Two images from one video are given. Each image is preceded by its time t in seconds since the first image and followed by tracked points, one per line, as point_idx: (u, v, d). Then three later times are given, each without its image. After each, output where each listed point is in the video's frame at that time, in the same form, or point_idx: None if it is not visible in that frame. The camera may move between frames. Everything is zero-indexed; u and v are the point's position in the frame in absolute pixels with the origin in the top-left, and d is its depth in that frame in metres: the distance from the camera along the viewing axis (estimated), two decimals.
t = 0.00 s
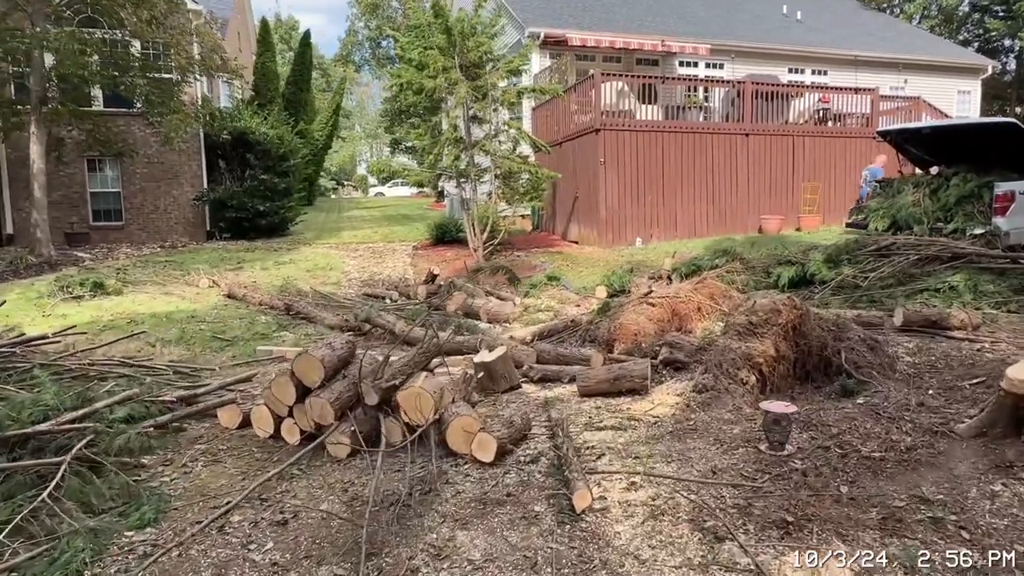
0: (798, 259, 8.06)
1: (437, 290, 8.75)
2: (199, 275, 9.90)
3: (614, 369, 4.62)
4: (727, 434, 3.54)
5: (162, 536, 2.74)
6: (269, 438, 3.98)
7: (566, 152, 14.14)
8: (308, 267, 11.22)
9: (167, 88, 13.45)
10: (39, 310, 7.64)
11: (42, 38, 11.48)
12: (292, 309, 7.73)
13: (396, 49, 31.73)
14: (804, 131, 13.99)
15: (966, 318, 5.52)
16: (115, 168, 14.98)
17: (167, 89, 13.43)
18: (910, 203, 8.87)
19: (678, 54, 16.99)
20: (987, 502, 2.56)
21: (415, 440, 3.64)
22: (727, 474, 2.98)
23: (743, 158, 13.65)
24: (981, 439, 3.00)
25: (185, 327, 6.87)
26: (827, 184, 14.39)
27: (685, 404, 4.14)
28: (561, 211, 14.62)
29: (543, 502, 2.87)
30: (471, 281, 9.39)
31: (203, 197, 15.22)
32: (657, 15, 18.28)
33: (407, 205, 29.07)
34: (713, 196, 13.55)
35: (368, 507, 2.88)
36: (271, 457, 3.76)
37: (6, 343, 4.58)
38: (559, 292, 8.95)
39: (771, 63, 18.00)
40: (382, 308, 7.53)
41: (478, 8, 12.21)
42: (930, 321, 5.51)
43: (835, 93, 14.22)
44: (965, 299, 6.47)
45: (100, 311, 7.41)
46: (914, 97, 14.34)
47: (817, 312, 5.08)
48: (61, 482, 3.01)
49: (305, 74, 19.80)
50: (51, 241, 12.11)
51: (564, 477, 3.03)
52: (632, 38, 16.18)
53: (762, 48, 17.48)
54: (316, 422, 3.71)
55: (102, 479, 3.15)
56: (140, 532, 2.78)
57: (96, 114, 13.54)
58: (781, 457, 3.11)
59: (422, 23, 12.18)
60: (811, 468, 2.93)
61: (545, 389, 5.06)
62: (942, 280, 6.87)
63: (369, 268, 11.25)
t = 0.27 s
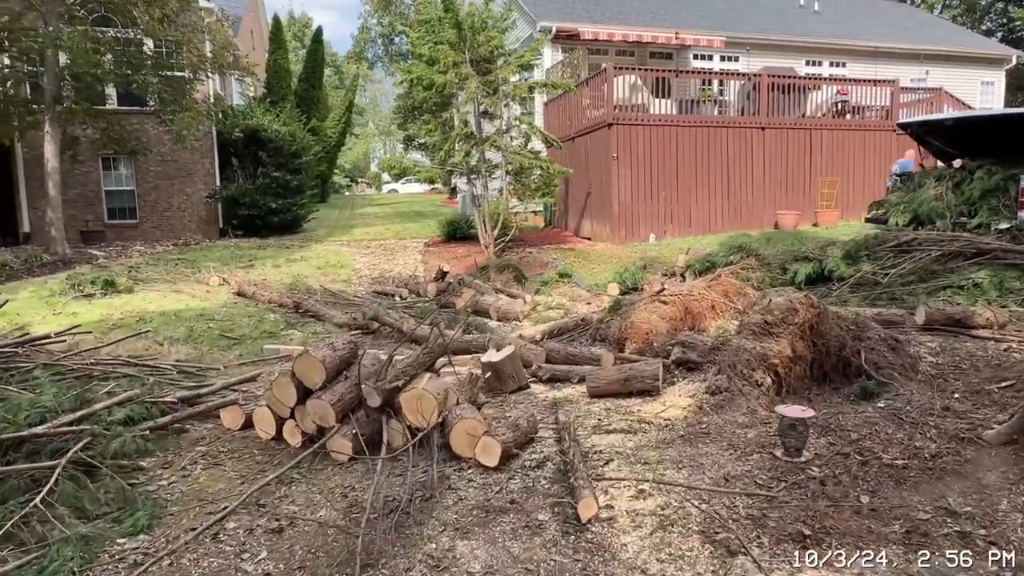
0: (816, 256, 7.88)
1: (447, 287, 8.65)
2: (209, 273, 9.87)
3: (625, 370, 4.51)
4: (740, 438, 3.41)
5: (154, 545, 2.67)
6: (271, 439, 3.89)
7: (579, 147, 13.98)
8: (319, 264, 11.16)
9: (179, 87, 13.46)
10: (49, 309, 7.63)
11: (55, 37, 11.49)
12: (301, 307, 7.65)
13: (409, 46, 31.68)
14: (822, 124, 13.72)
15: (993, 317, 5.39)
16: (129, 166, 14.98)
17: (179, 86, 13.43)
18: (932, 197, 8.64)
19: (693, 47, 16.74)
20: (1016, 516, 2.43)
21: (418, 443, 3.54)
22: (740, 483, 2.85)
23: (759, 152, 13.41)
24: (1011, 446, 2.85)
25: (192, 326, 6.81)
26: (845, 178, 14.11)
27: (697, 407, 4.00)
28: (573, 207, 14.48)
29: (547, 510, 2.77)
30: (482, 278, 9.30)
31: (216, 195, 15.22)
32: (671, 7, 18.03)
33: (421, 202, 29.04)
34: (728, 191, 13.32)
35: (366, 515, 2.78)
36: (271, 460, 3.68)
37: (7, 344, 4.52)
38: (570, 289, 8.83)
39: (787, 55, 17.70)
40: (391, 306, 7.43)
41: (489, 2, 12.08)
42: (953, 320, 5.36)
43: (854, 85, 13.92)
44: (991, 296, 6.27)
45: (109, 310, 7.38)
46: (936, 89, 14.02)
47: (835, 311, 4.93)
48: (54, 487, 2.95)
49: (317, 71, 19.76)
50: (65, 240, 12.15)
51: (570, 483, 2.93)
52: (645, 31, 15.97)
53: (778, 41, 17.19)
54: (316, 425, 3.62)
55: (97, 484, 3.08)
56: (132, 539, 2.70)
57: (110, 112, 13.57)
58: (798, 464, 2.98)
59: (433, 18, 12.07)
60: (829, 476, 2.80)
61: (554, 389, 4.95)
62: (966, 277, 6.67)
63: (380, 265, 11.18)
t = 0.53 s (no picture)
0: (830, 249, 7.69)
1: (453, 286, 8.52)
2: (213, 275, 9.75)
3: (635, 370, 4.37)
4: (758, 443, 3.25)
5: (144, 564, 2.56)
6: (272, 447, 3.75)
7: (585, 142, 13.81)
8: (324, 264, 11.04)
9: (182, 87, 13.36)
10: (50, 314, 7.53)
11: (56, 39, 11.38)
12: (304, 309, 7.52)
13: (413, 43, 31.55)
14: (832, 114, 13.49)
15: (1017, 311, 5.24)
16: (134, 168, 14.87)
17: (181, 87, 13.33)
18: (948, 187, 8.44)
19: (699, 38, 16.51)
20: None
21: (421, 452, 3.41)
22: (761, 493, 2.69)
23: (768, 144, 13.20)
24: None
25: (195, 330, 6.69)
26: (856, 169, 13.88)
27: (712, 409, 3.84)
28: (580, 203, 14.31)
29: (556, 522, 2.65)
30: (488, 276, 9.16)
31: (220, 195, 15.12)
32: None
33: (427, 200, 28.92)
34: (737, 184, 13.12)
35: (367, 530, 2.66)
36: (271, 468, 3.54)
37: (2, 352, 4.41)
38: (578, 287, 8.67)
39: (795, 46, 17.44)
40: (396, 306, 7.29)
41: None
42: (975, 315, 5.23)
43: (864, 74, 13.68)
44: (1013, 289, 6.09)
45: (110, 315, 7.27)
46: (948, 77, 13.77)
47: (853, 307, 4.77)
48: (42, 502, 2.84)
49: (320, 69, 19.65)
50: (69, 243, 12.07)
51: (580, 492, 2.82)
52: (650, 24, 15.75)
53: (786, 31, 16.94)
54: (317, 432, 3.48)
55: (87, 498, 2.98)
56: (122, 558, 2.59)
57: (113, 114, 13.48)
58: (820, 471, 2.83)
59: (435, 14, 11.91)
60: (854, 485, 2.66)
61: (563, 391, 4.81)
62: (986, 269, 6.49)
63: (385, 264, 11.05)
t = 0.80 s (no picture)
0: (834, 244, 7.55)
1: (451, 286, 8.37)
2: (206, 276, 9.59)
3: (639, 374, 4.22)
4: (770, 452, 3.11)
5: None
6: (263, 459, 3.58)
7: (583, 137, 13.64)
8: (321, 263, 10.88)
9: (174, 87, 13.17)
10: (39, 319, 7.36)
11: (45, 39, 11.16)
12: (299, 311, 7.35)
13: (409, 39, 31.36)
14: (833, 106, 13.32)
15: None
16: (127, 168, 14.65)
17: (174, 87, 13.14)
18: (954, 179, 8.30)
19: (697, 31, 16.34)
20: None
21: (418, 464, 3.25)
22: (776, 510, 2.55)
23: (769, 138, 13.04)
24: None
25: (186, 335, 6.53)
26: (857, 162, 13.73)
27: (721, 415, 3.70)
28: (578, 199, 14.16)
29: (557, 543, 2.52)
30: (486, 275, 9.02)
31: (215, 196, 14.94)
32: None
33: (424, 197, 28.76)
34: (737, 178, 12.96)
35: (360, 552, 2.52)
36: (261, 482, 3.38)
37: None
38: (578, 285, 8.53)
39: (794, 38, 17.28)
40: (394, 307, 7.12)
41: None
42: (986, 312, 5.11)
43: (865, 66, 13.52)
44: None
45: (100, 320, 7.10)
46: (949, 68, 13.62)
47: (863, 306, 4.64)
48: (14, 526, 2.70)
49: (315, 67, 19.47)
50: (61, 246, 11.90)
51: (584, 509, 2.69)
52: (648, 17, 15.58)
53: (784, 23, 16.78)
54: (308, 444, 3.32)
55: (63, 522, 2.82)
56: None
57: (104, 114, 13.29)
58: (838, 484, 2.69)
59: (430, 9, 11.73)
60: (875, 499, 2.53)
61: (564, 395, 4.65)
62: (995, 263, 6.35)
63: (382, 263, 10.89)
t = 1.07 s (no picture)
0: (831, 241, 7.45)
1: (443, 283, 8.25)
2: (194, 274, 9.42)
3: (631, 376, 4.11)
4: (766, 459, 3.01)
5: None
6: (243, 465, 3.42)
7: (577, 132, 13.51)
8: (311, 260, 10.73)
9: (161, 80, 12.94)
10: (21, 318, 7.19)
11: (27, 31, 10.81)
12: (287, 309, 7.21)
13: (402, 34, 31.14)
14: (829, 102, 13.22)
15: None
16: (114, 164, 14.46)
17: (161, 80, 12.93)
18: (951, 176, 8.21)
19: (692, 26, 16.19)
20: None
21: (402, 472, 3.13)
22: (774, 523, 2.44)
23: (764, 133, 12.93)
24: None
25: (171, 334, 6.38)
26: (853, 157, 13.63)
27: (715, 420, 3.59)
28: (572, 195, 14.04)
29: (546, 560, 2.42)
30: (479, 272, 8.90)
31: (204, 191, 14.74)
32: None
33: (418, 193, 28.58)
34: (733, 174, 12.84)
35: (338, 567, 2.40)
36: (239, 489, 3.24)
37: None
38: (572, 283, 8.42)
39: (790, 33, 17.13)
40: (383, 305, 6.99)
41: None
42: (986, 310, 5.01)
43: (861, 61, 13.42)
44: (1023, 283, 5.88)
45: (83, 319, 6.94)
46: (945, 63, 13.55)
47: (861, 305, 4.54)
48: None
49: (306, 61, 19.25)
50: (47, 242, 11.71)
51: (574, 520, 2.59)
52: (642, 11, 15.41)
53: (780, 17, 16.64)
54: (288, 451, 3.17)
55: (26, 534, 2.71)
56: None
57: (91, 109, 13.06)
58: (837, 494, 2.59)
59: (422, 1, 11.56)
60: (877, 511, 2.43)
61: (556, 397, 4.54)
62: (994, 261, 6.27)
63: (373, 260, 10.76)
